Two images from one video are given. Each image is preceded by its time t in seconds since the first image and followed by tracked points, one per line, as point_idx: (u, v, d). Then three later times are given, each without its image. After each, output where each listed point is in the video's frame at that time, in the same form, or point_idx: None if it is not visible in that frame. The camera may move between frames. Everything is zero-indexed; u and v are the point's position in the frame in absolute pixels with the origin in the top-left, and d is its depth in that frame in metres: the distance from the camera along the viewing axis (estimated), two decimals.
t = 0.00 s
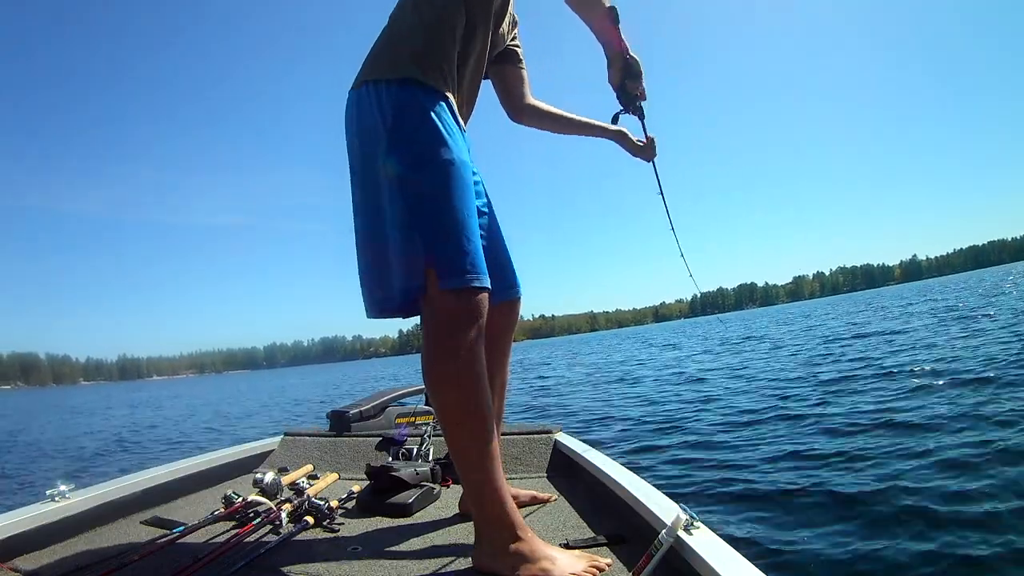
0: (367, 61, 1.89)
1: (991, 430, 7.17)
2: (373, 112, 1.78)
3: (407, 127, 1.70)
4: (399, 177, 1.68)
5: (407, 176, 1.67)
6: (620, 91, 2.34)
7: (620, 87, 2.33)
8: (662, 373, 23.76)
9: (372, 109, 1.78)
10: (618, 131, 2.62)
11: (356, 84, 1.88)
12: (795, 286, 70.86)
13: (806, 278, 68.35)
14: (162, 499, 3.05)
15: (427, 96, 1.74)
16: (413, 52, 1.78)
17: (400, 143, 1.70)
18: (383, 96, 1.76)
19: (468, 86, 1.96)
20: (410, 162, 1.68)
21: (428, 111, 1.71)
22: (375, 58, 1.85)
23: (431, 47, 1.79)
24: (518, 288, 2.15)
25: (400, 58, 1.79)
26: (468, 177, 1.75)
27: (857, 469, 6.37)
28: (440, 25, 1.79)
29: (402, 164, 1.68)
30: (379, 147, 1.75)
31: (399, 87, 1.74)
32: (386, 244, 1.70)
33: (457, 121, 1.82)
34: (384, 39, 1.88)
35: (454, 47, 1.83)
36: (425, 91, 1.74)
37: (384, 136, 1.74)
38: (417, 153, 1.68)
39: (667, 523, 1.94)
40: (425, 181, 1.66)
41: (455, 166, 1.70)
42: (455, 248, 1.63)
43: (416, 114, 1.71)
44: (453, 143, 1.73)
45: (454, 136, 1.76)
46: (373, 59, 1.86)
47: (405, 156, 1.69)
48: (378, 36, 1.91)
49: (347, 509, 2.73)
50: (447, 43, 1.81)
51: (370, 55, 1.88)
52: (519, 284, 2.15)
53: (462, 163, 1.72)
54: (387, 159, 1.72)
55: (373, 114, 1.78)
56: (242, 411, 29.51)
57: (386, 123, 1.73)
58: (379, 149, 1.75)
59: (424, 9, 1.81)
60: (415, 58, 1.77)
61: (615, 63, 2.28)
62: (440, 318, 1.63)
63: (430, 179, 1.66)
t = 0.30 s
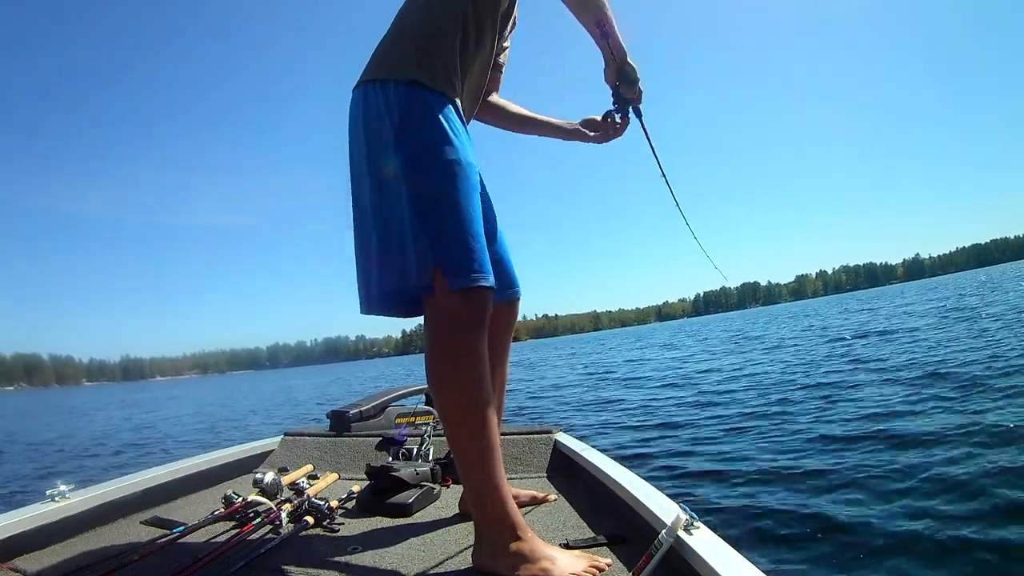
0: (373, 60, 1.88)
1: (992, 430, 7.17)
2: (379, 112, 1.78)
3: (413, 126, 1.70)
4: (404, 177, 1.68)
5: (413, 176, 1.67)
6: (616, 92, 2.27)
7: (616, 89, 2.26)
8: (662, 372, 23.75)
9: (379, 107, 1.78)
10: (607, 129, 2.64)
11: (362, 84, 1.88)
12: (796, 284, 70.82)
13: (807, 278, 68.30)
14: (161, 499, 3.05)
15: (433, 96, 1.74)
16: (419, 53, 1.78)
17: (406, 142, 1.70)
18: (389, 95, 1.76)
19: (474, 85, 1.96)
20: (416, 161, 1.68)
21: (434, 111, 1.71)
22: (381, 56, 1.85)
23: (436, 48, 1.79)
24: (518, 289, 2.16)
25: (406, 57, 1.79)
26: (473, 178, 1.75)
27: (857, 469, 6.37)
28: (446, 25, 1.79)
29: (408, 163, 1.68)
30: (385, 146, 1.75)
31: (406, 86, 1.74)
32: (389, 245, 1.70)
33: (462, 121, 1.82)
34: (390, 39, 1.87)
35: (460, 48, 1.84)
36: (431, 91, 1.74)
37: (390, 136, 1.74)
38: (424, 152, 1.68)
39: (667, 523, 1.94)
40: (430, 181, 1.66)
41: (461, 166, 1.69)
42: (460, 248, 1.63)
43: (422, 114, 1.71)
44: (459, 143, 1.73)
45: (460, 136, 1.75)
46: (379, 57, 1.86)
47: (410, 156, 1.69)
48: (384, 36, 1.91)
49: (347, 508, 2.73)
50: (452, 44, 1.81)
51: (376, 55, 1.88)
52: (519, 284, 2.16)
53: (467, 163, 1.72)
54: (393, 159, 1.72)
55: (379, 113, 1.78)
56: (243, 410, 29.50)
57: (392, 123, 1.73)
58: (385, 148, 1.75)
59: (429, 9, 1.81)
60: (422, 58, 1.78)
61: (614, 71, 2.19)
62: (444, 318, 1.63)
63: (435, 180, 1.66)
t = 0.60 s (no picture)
0: (374, 62, 1.88)
1: (991, 429, 7.17)
2: (380, 113, 1.77)
3: (414, 128, 1.70)
4: (406, 177, 1.68)
5: (415, 177, 1.67)
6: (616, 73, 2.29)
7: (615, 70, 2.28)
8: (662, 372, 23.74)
9: (380, 109, 1.78)
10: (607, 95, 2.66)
11: (364, 86, 1.88)
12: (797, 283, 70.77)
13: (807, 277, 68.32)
14: (161, 499, 3.05)
15: (435, 98, 1.74)
16: (421, 55, 1.78)
17: (407, 142, 1.70)
18: (391, 97, 1.76)
19: (475, 85, 1.95)
20: (417, 162, 1.68)
21: (436, 111, 1.72)
22: (383, 58, 1.85)
23: (438, 49, 1.79)
24: (519, 289, 2.16)
25: (407, 59, 1.79)
26: (475, 179, 1.75)
27: (857, 469, 6.36)
28: (448, 27, 1.79)
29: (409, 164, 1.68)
30: (387, 147, 1.75)
31: (407, 88, 1.74)
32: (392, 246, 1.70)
33: (464, 122, 1.81)
34: (392, 40, 1.87)
35: (461, 49, 1.84)
36: (432, 93, 1.74)
37: (392, 137, 1.74)
38: (426, 154, 1.68)
39: (667, 522, 1.94)
40: (431, 181, 1.66)
41: (463, 167, 1.70)
42: (462, 247, 1.63)
43: (423, 115, 1.71)
44: (460, 144, 1.73)
45: (462, 137, 1.75)
46: (381, 59, 1.86)
47: (413, 156, 1.69)
48: (385, 39, 1.91)
49: (347, 509, 2.73)
50: (453, 45, 1.81)
51: (377, 57, 1.88)
52: (520, 284, 2.15)
53: (468, 164, 1.72)
54: (395, 159, 1.71)
55: (380, 115, 1.78)
56: (244, 411, 29.52)
57: (394, 124, 1.73)
58: (387, 149, 1.75)
59: (430, 10, 1.81)
60: (423, 59, 1.78)
61: (617, 63, 2.21)
62: (446, 319, 1.63)
63: (436, 180, 1.66)
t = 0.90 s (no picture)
0: (373, 70, 1.89)
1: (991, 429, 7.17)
2: (380, 120, 1.78)
3: (413, 132, 1.70)
4: (404, 182, 1.69)
5: (414, 182, 1.67)
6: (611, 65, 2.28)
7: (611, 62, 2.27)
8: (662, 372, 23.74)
9: (379, 115, 1.78)
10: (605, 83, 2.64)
11: (363, 94, 1.89)
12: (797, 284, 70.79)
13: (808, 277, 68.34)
14: (161, 499, 3.05)
15: (433, 103, 1.74)
16: (420, 62, 1.79)
17: (407, 147, 1.70)
18: (389, 104, 1.77)
19: (475, 89, 1.94)
20: (416, 166, 1.68)
21: (434, 116, 1.72)
22: (381, 67, 1.86)
23: (435, 55, 1.80)
24: (521, 290, 2.15)
25: (406, 67, 1.79)
26: (475, 181, 1.75)
27: (856, 467, 6.37)
28: (445, 32, 1.80)
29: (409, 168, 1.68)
30: (386, 151, 1.76)
31: (405, 94, 1.75)
32: (393, 249, 1.70)
33: (462, 125, 1.81)
34: (390, 48, 1.88)
35: (458, 53, 1.83)
36: (431, 99, 1.74)
37: (391, 142, 1.74)
38: (425, 158, 1.68)
39: (667, 523, 1.94)
40: (430, 184, 1.66)
41: (462, 171, 1.69)
42: (463, 249, 1.63)
43: (422, 119, 1.71)
44: (459, 147, 1.73)
45: (461, 141, 1.75)
46: (380, 66, 1.86)
47: (412, 159, 1.69)
48: (384, 47, 1.92)
49: (347, 509, 2.73)
50: (451, 50, 1.82)
51: (376, 65, 1.89)
52: (521, 285, 2.15)
53: (468, 167, 1.72)
54: (394, 163, 1.72)
55: (379, 121, 1.78)
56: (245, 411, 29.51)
57: (392, 129, 1.74)
58: (387, 154, 1.75)
59: (428, 17, 1.81)
60: (421, 66, 1.78)
61: (609, 56, 2.20)
62: (447, 320, 1.63)
63: (436, 184, 1.66)
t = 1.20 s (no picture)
0: (369, 72, 1.89)
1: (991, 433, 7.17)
2: (380, 120, 1.78)
3: (417, 131, 1.70)
4: (409, 181, 1.69)
5: (419, 179, 1.67)
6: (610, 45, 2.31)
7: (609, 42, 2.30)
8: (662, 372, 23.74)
9: (378, 116, 1.78)
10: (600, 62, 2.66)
11: (362, 94, 1.88)
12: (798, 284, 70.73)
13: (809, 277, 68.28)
14: (161, 499, 3.05)
15: (435, 102, 1.74)
16: (417, 62, 1.78)
17: (413, 144, 1.70)
18: (387, 105, 1.77)
19: (473, 86, 1.94)
20: (421, 164, 1.68)
21: (436, 115, 1.71)
22: (377, 70, 1.86)
23: (432, 55, 1.79)
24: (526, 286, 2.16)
25: (401, 68, 1.79)
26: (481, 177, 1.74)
27: (856, 472, 6.36)
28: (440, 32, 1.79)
29: (416, 165, 1.68)
30: (390, 151, 1.75)
31: (405, 95, 1.74)
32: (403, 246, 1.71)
33: (462, 123, 1.81)
34: (384, 50, 1.88)
35: (455, 52, 1.83)
36: (431, 99, 1.74)
37: (394, 142, 1.74)
38: (431, 155, 1.68)
39: (667, 522, 1.94)
40: (436, 183, 1.66)
41: (468, 167, 1.69)
42: (475, 245, 1.63)
43: (425, 118, 1.70)
44: (461, 144, 1.73)
45: (464, 139, 1.75)
46: (376, 68, 1.86)
47: (417, 157, 1.69)
48: (377, 51, 1.92)
49: (347, 509, 2.73)
50: (447, 50, 1.81)
51: (371, 68, 1.88)
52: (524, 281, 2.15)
53: (472, 163, 1.72)
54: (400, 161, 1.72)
55: (381, 121, 1.78)
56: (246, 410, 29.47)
57: (394, 129, 1.74)
58: (391, 153, 1.75)
59: (422, 18, 1.81)
60: (418, 67, 1.77)
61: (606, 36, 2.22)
62: (462, 316, 1.64)
63: (443, 182, 1.66)
